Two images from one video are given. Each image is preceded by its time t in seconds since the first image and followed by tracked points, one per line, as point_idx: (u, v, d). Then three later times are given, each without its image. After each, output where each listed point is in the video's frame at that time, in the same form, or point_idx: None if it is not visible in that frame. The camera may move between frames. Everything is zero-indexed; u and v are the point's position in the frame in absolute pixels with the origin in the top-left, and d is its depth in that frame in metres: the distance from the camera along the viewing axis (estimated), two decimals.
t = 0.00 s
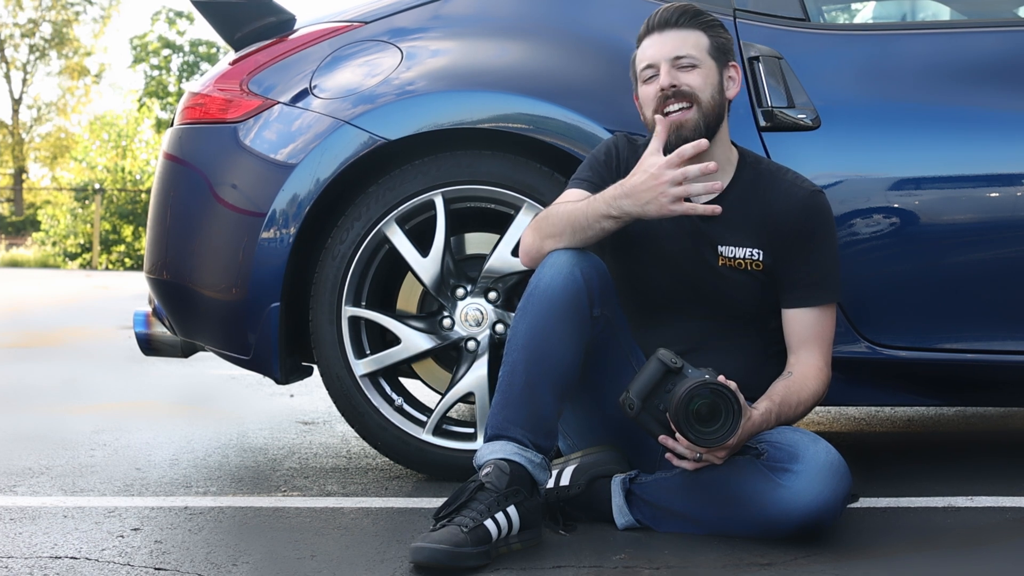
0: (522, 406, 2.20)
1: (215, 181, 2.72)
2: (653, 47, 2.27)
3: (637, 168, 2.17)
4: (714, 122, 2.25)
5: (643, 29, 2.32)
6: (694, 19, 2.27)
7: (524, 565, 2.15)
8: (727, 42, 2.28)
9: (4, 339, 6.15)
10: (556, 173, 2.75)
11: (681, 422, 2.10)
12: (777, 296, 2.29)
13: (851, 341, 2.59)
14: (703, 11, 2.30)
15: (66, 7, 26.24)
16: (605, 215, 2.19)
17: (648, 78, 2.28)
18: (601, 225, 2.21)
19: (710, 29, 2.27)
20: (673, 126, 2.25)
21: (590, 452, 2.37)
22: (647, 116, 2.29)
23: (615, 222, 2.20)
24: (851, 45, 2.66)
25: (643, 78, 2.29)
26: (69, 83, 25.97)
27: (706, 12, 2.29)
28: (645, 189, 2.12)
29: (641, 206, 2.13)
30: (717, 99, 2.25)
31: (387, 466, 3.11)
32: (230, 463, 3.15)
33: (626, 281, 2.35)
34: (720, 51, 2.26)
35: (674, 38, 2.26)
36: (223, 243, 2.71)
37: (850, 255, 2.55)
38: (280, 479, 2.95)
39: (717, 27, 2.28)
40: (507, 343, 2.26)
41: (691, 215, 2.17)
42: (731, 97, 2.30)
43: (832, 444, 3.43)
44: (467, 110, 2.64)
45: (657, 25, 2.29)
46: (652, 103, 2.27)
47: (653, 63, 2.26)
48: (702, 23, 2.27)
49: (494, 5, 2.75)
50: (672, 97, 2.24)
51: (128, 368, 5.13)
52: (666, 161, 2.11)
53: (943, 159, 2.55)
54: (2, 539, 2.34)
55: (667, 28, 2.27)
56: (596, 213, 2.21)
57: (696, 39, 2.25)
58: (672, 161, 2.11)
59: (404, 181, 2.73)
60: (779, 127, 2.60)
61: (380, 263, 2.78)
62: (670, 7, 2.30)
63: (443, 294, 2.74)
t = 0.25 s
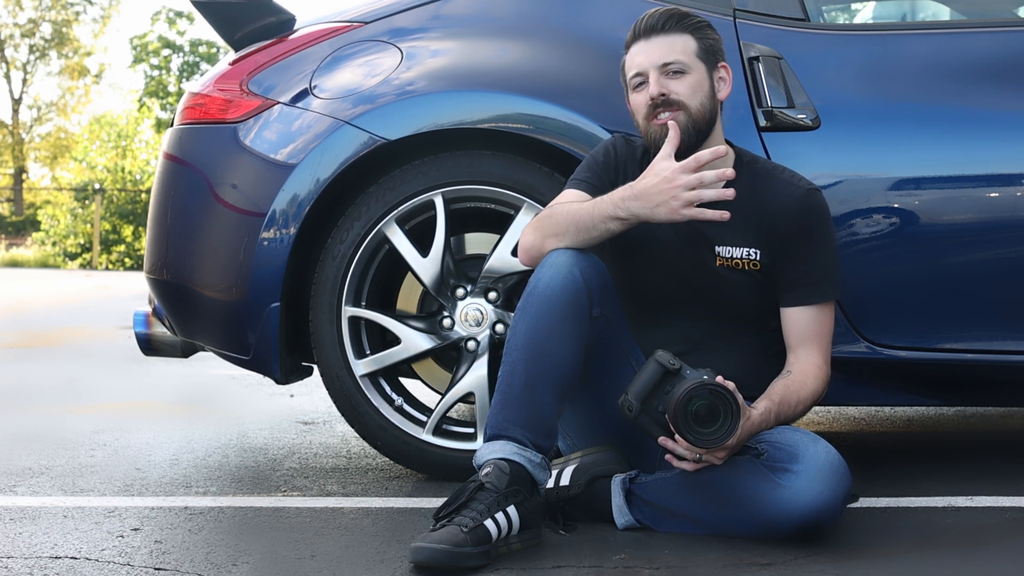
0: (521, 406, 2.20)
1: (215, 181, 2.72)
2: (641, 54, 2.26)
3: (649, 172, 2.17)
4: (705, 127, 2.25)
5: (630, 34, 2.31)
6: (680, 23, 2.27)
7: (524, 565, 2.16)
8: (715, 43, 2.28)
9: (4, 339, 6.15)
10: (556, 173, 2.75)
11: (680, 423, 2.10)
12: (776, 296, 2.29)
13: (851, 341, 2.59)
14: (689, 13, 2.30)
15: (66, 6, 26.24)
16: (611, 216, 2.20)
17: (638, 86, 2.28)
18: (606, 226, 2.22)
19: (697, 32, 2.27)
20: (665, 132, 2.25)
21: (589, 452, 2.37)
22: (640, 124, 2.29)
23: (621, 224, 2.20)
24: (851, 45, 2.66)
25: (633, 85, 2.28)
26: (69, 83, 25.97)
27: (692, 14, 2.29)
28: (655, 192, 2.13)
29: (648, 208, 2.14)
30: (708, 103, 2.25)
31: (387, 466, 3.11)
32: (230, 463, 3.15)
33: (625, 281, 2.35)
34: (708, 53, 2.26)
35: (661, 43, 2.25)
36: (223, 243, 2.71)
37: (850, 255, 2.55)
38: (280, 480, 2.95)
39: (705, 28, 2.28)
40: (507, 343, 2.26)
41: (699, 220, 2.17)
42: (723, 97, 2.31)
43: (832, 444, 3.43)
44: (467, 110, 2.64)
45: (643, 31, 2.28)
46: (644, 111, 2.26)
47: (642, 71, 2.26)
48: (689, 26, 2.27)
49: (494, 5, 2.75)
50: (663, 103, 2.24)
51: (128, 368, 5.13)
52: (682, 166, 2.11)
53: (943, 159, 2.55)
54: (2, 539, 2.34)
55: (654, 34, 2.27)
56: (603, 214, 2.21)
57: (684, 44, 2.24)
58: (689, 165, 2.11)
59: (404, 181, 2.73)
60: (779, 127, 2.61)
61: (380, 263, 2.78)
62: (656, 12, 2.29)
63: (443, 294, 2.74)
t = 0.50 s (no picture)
0: (521, 407, 2.20)
1: (215, 181, 2.72)
2: (643, 60, 2.24)
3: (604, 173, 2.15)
4: (710, 133, 2.23)
5: (630, 38, 2.29)
6: (683, 27, 2.25)
7: (524, 565, 2.15)
8: (716, 48, 2.27)
9: (4, 339, 6.15)
10: (556, 173, 2.74)
11: (679, 424, 2.10)
12: (776, 296, 2.29)
13: (851, 341, 2.59)
14: (691, 17, 2.28)
15: (66, 6, 26.24)
16: (578, 219, 2.18)
17: (638, 92, 2.25)
18: (578, 229, 2.20)
19: (699, 36, 2.25)
20: (666, 140, 2.22)
21: (589, 452, 2.37)
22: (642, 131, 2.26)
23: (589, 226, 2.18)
24: (851, 45, 2.66)
25: (633, 91, 2.26)
26: (69, 83, 25.97)
27: (694, 18, 2.28)
28: (602, 194, 2.11)
29: (608, 211, 2.12)
30: (709, 110, 2.23)
31: (387, 466, 3.11)
32: (230, 463, 3.15)
33: (625, 281, 2.35)
34: (710, 58, 2.25)
35: (664, 49, 2.23)
36: (223, 244, 2.71)
37: (850, 255, 2.55)
38: (280, 479, 2.95)
39: (706, 32, 2.27)
40: (507, 343, 2.26)
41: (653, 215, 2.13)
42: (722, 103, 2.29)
43: (832, 443, 3.43)
44: (467, 110, 2.64)
45: (645, 35, 2.26)
46: (646, 117, 2.24)
47: (644, 76, 2.24)
48: (691, 30, 2.25)
49: (494, 5, 2.74)
50: (666, 109, 2.22)
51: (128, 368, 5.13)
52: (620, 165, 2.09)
53: (943, 159, 2.55)
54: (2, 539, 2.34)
55: (656, 38, 2.25)
56: (572, 217, 2.19)
57: (686, 49, 2.23)
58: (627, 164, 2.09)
59: (403, 181, 2.73)
60: (779, 127, 2.60)
61: (380, 263, 2.78)
62: (658, 16, 2.27)
63: (443, 294, 2.74)
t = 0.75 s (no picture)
0: (521, 407, 2.20)
1: (215, 181, 2.72)
2: (651, 56, 2.25)
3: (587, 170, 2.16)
4: (713, 133, 2.23)
5: (640, 34, 2.29)
6: (693, 26, 2.26)
7: (524, 565, 2.15)
8: (724, 49, 2.28)
9: (4, 339, 6.15)
10: (556, 173, 2.74)
11: (679, 423, 2.10)
12: (775, 296, 2.29)
13: (851, 341, 2.59)
14: (700, 17, 2.29)
15: (66, 6, 26.24)
16: (567, 218, 2.18)
17: (645, 88, 2.26)
18: (569, 229, 2.20)
19: (707, 36, 2.26)
20: (670, 141, 2.22)
21: (589, 452, 2.37)
22: (645, 128, 2.26)
23: (579, 225, 2.18)
24: (851, 45, 2.66)
25: (640, 87, 2.27)
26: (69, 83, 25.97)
27: (704, 18, 2.28)
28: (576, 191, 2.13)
29: (586, 208, 2.13)
30: (715, 111, 2.24)
31: (387, 466, 3.11)
32: (231, 463, 3.15)
33: (625, 282, 2.35)
34: (717, 59, 2.25)
35: (673, 47, 2.24)
36: (223, 244, 2.71)
37: (850, 255, 2.55)
38: (280, 479, 2.95)
39: (715, 33, 2.28)
40: (507, 343, 2.26)
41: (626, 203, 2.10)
42: (726, 104, 2.30)
43: (832, 443, 3.43)
44: (467, 110, 2.64)
45: (655, 32, 2.27)
46: (652, 114, 2.24)
47: (651, 72, 2.24)
48: (701, 29, 2.26)
49: (493, 5, 2.74)
50: (672, 106, 2.22)
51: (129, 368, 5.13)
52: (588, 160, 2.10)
53: (943, 160, 2.55)
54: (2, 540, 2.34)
55: (665, 36, 2.25)
56: (562, 216, 2.20)
57: (695, 49, 2.24)
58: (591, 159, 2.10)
59: (403, 181, 2.73)
60: (779, 127, 2.60)
61: (380, 263, 2.78)
62: (669, 13, 2.27)
63: (443, 294, 2.74)
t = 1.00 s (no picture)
0: (521, 407, 2.20)
1: (215, 181, 2.72)
2: (652, 59, 2.24)
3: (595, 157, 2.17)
4: (714, 135, 2.22)
5: (640, 36, 2.29)
6: (693, 28, 2.26)
7: (524, 565, 2.15)
8: (724, 50, 2.28)
9: (4, 339, 6.15)
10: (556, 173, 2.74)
11: (679, 423, 2.10)
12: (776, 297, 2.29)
13: (851, 341, 2.59)
14: (701, 19, 2.28)
15: (66, 6, 26.23)
16: (574, 208, 2.19)
17: (646, 90, 2.26)
18: (576, 218, 2.21)
19: (708, 38, 2.26)
20: (672, 143, 2.21)
21: (589, 452, 2.37)
22: (646, 130, 2.25)
23: (586, 212, 2.19)
24: (851, 45, 2.66)
25: (641, 90, 2.26)
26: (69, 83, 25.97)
27: (704, 19, 2.28)
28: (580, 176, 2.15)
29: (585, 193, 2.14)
30: (716, 113, 2.24)
31: (387, 466, 3.11)
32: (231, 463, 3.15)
33: (626, 282, 2.36)
34: (717, 60, 2.25)
35: (674, 49, 2.23)
36: (223, 244, 2.71)
37: (850, 255, 2.55)
38: (280, 480, 2.95)
39: (715, 35, 2.28)
40: (508, 342, 2.26)
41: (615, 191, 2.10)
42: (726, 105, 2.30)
43: (831, 443, 3.43)
44: (467, 110, 2.64)
45: (656, 34, 2.26)
46: (652, 117, 2.24)
47: (652, 75, 2.24)
48: (701, 31, 2.25)
49: (493, 5, 2.74)
50: (673, 109, 2.22)
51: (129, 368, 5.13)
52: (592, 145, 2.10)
53: (943, 160, 2.55)
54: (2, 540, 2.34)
55: (666, 38, 2.25)
56: (567, 207, 2.21)
57: (696, 51, 2.23)
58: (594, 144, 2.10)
59: (403, 181, 2.73)
60: (779, 127, 2.60)
61: (380, 263, 2.78)
62: (670, 15, 2.27)
63: (443, 294, 2.74)
